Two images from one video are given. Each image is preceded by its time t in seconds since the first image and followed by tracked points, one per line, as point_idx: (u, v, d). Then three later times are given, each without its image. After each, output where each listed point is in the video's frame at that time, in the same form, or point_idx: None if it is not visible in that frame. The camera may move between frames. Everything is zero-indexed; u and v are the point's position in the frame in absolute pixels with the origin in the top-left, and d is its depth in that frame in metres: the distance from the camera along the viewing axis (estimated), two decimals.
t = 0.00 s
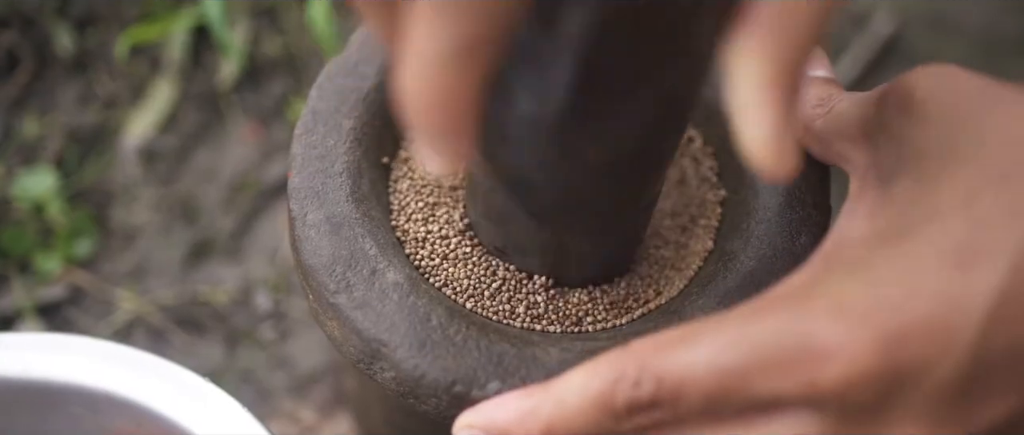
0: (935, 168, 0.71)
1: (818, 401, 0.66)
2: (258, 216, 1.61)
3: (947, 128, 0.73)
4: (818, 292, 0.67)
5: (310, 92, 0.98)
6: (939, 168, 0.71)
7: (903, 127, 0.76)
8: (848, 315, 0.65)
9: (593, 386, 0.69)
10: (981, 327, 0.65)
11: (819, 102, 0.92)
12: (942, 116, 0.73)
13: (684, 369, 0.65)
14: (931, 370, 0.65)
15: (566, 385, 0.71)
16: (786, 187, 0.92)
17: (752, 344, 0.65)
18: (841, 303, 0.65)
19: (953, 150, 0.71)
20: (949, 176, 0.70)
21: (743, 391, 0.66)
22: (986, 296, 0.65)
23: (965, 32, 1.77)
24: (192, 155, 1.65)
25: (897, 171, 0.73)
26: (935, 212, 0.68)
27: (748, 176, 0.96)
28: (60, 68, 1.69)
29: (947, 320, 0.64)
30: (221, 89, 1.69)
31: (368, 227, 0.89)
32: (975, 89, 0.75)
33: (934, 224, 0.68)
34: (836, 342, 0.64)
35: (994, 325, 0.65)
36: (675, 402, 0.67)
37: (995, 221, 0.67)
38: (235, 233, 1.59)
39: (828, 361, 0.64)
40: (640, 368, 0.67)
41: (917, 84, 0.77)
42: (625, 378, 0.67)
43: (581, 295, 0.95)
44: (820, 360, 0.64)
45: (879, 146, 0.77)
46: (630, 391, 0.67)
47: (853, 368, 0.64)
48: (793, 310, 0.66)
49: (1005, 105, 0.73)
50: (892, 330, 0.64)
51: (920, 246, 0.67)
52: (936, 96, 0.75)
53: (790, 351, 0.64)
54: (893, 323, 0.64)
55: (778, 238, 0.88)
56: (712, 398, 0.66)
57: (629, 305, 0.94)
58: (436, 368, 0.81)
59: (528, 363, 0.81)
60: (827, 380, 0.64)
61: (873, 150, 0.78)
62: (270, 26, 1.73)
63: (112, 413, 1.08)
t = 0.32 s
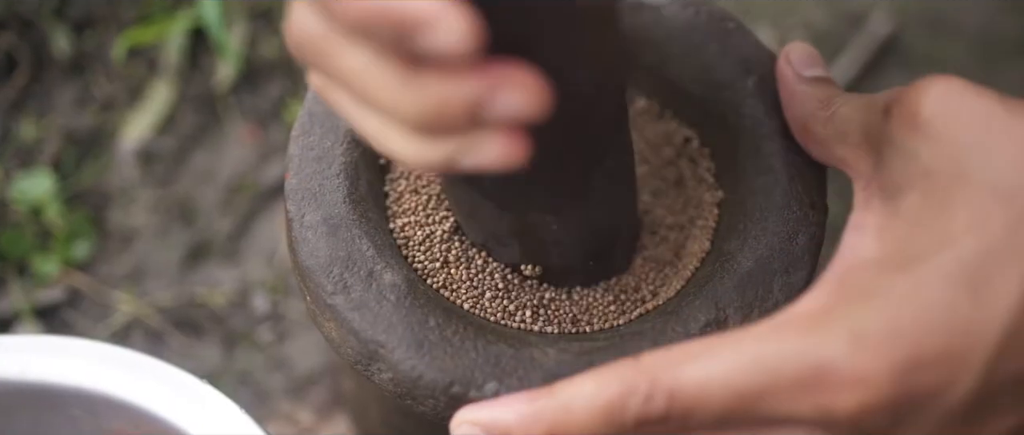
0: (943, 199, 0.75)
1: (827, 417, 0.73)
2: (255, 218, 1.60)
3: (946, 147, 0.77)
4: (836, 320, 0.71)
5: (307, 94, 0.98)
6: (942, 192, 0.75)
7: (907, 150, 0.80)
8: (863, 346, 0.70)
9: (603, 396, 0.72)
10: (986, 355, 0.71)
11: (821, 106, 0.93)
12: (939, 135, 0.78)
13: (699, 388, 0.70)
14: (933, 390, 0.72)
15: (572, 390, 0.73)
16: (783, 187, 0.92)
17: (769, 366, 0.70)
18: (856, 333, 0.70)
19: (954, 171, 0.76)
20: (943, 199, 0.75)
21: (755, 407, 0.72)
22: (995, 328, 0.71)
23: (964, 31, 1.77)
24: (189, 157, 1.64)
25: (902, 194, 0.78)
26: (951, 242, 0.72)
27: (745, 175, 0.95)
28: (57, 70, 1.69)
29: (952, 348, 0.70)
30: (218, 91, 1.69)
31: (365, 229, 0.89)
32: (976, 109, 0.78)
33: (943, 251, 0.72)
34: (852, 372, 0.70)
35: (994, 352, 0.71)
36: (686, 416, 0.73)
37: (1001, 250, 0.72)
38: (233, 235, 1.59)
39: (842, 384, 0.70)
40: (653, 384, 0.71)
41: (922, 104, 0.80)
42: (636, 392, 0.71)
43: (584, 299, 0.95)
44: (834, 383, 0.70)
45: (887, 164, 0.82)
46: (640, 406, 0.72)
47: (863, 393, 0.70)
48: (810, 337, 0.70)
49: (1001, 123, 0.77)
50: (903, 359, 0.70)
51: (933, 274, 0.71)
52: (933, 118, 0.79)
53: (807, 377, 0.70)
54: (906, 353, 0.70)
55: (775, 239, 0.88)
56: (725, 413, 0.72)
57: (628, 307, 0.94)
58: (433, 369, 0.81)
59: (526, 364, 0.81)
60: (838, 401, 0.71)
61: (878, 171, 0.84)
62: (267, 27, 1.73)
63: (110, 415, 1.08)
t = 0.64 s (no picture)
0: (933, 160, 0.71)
1: (798, 376, 0.67)
2: (254, 219, 1.60)
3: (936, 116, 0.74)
4: (795, 270, 0.68)
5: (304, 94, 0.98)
6: (924, 156, 0.72)
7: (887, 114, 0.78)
8: (823, 292, 0.66)
9: (573, 386, 0.71)
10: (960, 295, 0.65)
11: (812, 96, 0.92)
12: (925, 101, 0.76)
13: (664, 356, 0.68)
14: (909, 338, 0.65)
15: (546, 385, 0.73)
16: (781, 185, 0.92)
17: (729, 325, 0.67)
18: (816, 280, 0.67)
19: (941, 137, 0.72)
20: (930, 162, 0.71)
21: (724, 373, 0.68)
22: (963, 265, 0.65)
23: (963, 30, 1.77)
24: (188, 158, 1.64)
25: (879, 157, 0.75)
26: (921, 191, 0.69)
27: (743, 175, 0.95)
28: (55, 70, 1.69)
29: (920, 288, 0.65)
30: (216, 91, 1.69)
31: (364, 229, 0.89)
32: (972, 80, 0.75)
33: (915, 196, 0.68)
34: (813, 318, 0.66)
35: (968, 293, 0.65)
36: (658, 392, 0.70)
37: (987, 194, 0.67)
38: (231, 235, 1.58)
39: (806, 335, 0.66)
40: (623, 360, 0.70)
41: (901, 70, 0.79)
42: (605, 371, 0.70)
43: (580, 299, 0.95)
44: (797, 333, 0.66)
45: (866, 133, 0.80)
46: (611, 384, 0.70)
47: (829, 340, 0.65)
48: (768, 286, 0.68)
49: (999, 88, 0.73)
50: (863, 303, 0.65)
51: (895, 216, 0.68)
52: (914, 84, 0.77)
53: (768, 329, 0.66)
54: (869, 295, 0.65)
55: (774, 239, 0.88)
56: (692, 380, 0.69)
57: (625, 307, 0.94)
58: (432, 369, 0.81)
59: (525, 364, 0.81)
60: (805, 354, 0.66)
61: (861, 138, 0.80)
62: (265, 28, 1.73)
63: (109, 416, 1.07)
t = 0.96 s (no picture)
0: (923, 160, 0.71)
1: (781, 381, 0.67)
2: (253, 219, 1.60)
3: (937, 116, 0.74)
4: (777, 275, 0.68)
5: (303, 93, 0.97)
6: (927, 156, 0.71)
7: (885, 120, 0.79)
8: (805, 295, 0.66)
9: (559, 385, 0.71)
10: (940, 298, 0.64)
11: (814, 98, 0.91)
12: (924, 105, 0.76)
13: (650, 357, 0.68)
14: (891, 343, 0.65)
15: (533, 382, 0.72)
16: (782, 184, 0.91)
17: (715, 329, 0.67)
18: (801, 286, 0.66)
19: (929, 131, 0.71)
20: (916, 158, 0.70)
21: (707, 376, 0.68)
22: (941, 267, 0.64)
23: (962, 29, 1.77)
24: (187, 158, 1.64)
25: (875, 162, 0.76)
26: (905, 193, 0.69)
27: (743, 173, 0.95)
28: (54, 70, 1.68)
29: (899, 295, 0.65)
30: (215, 91, 1.68)
31: (363, 228, 0.89)
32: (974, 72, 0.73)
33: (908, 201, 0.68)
34: (796, 321, 0.65)
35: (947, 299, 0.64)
36: (642, 393, 0.69)
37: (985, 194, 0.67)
38: (230, 236, 1.58)
39: (788, 339, 0.65)
40: (607, 358, 0.69)
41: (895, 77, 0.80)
42: (591, 366, 0.70)
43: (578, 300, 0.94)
44: (783, 337, 0.66)
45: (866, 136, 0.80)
46: (595, 380, 0.69)
47: (814, 343, 0.65)
48: (751, 290, 0.68)
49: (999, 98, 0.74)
50: (841, 308, 0.65)
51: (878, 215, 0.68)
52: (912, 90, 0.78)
53: (750, 333, 0.66)
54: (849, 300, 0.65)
55: (774, 238, 0.88)
56: (676, 384, 0.68)
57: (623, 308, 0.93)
58: (432, 368, 0.81)
59: (525, 363, 0.81)
60: (787, 359, 0.65)
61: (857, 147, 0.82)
62: (264, 28, 1.73)
63: (108, 416, 1.07)
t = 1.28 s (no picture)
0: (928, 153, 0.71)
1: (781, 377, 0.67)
2: (253, 218, 1.60)
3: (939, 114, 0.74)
4: (780, 272, 0.68)
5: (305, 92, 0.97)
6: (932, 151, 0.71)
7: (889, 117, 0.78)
8: (807, 293, 0.66)
9: (562, 385, 0.70)
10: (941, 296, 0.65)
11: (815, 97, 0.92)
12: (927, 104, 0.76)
13: (653, 356, 0.68)
14: (891, 342, 0.65)
15: (536, 382, 0.72)
16: (784, 183, 0.91)
17: (717, 330, 0.67)
18: (801, 286, 0.66)
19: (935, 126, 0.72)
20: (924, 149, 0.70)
21: (710, 374, 0.67)
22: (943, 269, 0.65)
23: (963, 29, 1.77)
24: (188, 157, 1.64)
25: (878, 161, 0.76)
26: (907, 189, 0.69)
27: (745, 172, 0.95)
28: (54, 70, 1.68)
29: (903, 293, 0.65)
30: (215, 91, 1.68)
31: (365, 228, 0.89)
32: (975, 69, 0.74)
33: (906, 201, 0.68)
34: (799, 318, 0.65)
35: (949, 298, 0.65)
36: (646, 392, 0.69)
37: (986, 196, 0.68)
38: (231, 235, 1.58)
39: (790, 336, 0.65)
40: (610, 357, 0.69)
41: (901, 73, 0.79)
42: (594, 367, 0.69)
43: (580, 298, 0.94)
44: (786, 338, 0.65)
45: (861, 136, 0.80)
46: (598, 380, 0.69)
47: (818, 343, 0.65)
48: (753, 288, 0.68)
49: (1000, 98, 0.74)
50: (844, 309, 0.65)
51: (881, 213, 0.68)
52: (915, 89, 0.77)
53: (753, 331, 0.66)
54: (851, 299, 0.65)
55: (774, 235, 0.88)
56: (679, 382, 0.68)
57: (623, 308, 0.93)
58: (434, 368, 0.81)
59: (527, 362, 0.81)
60: (789, 357, 0.65)
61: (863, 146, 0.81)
62: (265, 27, 1.73)
63: (109, 416, 1.07)
